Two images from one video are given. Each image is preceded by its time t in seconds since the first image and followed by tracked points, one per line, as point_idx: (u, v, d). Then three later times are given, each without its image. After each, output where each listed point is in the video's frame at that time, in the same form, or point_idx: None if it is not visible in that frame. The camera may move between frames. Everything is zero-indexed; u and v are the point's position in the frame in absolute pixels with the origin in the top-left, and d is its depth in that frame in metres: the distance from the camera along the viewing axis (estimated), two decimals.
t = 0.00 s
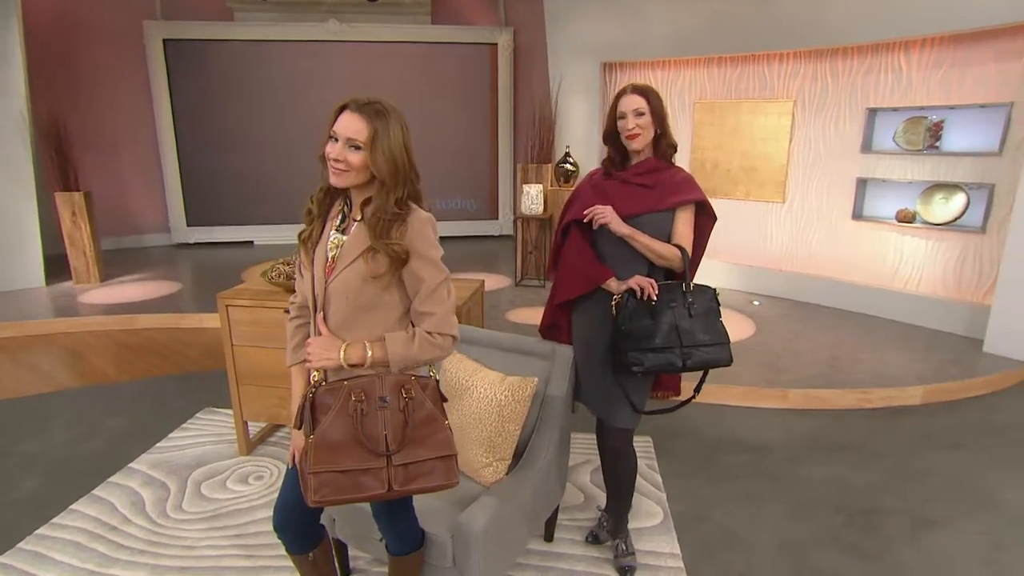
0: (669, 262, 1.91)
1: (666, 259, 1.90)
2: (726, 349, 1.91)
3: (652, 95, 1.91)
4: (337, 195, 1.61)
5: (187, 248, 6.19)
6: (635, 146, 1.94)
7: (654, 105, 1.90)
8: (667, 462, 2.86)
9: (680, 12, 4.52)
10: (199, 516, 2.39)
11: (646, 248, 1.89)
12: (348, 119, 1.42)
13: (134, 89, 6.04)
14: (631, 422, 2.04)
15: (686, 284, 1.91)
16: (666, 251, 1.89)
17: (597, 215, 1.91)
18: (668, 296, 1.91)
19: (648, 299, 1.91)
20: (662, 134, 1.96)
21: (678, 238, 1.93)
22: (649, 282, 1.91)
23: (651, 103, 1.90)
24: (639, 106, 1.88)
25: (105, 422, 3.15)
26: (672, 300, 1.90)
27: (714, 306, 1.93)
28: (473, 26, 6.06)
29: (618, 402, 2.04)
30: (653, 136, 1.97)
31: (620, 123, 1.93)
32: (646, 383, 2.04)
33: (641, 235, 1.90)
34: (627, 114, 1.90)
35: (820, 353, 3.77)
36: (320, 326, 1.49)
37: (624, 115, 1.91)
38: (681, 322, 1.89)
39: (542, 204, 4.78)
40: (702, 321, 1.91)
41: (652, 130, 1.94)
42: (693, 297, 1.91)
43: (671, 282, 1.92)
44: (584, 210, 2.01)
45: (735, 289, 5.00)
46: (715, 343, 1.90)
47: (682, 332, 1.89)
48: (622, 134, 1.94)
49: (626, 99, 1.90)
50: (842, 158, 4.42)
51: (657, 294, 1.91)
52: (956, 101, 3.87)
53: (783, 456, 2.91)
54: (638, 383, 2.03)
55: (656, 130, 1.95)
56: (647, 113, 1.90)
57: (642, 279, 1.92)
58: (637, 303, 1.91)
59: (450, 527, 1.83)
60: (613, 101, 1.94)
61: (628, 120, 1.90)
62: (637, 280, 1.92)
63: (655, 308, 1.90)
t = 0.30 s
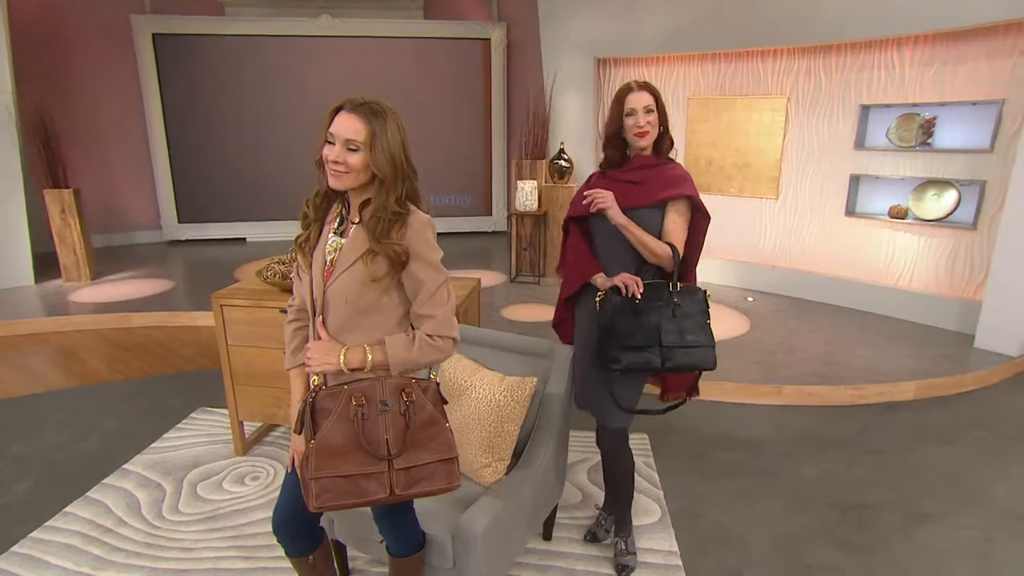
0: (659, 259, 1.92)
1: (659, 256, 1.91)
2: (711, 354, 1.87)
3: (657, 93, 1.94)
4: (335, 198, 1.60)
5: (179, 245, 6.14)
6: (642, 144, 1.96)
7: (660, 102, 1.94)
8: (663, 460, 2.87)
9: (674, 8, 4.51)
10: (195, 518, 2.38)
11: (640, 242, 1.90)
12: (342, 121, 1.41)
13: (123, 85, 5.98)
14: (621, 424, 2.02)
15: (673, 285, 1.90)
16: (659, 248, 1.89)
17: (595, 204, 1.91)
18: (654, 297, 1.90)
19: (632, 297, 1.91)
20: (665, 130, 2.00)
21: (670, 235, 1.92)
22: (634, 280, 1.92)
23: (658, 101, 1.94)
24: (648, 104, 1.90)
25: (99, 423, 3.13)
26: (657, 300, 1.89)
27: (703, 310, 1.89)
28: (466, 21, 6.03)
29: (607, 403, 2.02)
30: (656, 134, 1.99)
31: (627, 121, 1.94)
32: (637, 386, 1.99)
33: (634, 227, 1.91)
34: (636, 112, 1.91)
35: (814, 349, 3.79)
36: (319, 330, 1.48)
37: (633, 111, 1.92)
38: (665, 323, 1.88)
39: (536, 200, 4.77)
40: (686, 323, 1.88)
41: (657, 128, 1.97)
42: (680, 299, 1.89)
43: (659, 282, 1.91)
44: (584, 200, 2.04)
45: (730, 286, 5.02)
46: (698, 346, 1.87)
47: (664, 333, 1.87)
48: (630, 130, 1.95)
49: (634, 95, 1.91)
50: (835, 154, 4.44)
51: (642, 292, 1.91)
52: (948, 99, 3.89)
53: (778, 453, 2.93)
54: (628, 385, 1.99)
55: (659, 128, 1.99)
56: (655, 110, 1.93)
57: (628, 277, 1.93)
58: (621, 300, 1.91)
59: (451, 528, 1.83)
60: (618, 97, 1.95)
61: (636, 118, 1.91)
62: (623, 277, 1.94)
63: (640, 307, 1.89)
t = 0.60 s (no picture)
0: (647, 258, 1.89)
1: (648, 256, 1.89)
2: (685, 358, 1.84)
3: (662, 97, 1.94)
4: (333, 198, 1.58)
5: (170, 242, 6.09)
6: (645, 148, 1.98)
7: (664, 106, 1.94)
8: (661, 458, 2.88)
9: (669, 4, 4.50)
10: (192, 519, 2.36)
11: (626, 241, 1.89)
12: (340, 121, 1.39)
13: (112, 81, 5.91)
14: (604, 423, 1.99)
15: (658, 284, 1.87)
16: (648, 249, 1.87)
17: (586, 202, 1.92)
18: (638, 295, 1.89)
19: (615, 295, 1.91)
20: (670, 134, 2.00)
21: (663, 235, 1.90)
22: (618, 277, 1.94)
23: (662, 104, 1.94)
24: (651, 108, 1.91)
25: (93, 424, 3.10)
26: (639, 298, 1.88)
27: (687, 315, 1.85)
28: (459, 18, 6.01)
29: (593, 402, 2.00)
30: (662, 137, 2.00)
31: (630, 125, 1.95)
32: (626, 387, 1.96)
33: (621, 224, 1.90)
34: (638, 116, 1.93)
35: (810, 346, 3.81)
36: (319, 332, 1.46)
37: (636, 115, 1.93)
38: (644, 323, 1.86)
39: (532, 198, 4.76)
40: (668, 325, 1.85)
41: (661, 131, 1.97)
42: (664, 300, 1.86)
43: (644, 282, 1.89)
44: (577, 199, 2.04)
45: (724, 283, 5.04)
46: (676, 348, 1.85)
47: (641, 333, 1.87)
48: (633, 135, 1.97)
49: (639, 100, 1.92)
50: (829, 152, 4.46)
51: (625, 290, 1.91)
52: (941, 97, 3.91)
53: (775, 450, 2.95)
54: (617, 387, 1.96)
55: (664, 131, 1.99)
56: (659, 115, 1.94)
57: (614, 275, 1.95)
58: (604, 297, 1.92)
59: (452, 529, 1.82)
60: (623, 100, 1.95)
61: (639, 122, 1.93)
62: (608, 275, 1.96)
63: (621, 306, 1.89)
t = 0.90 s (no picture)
0: (641, 258, 1.89)
1: (642, 257, 1.89)
2: (674, 359, 1.84)
3: (662, 99, 1.94)
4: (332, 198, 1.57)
5: (159, 241, 6.03)
6: (644, 151, 1.98)
7: (664, 109, 1.94)
8: (657, 457, 2.88)
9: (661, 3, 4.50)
10: (186, 523, 2.34)
11: (620, 242, 1.88)
12: (339, 121, 1.37)
13: (99, 79, 5.83)
14: (598, 422, 1.98)
15: (651, 284, 1.87)
16: (642, 249, 1.87)
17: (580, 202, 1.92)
18: (630, 295, 1.89)
19: (609, 294, 1.91)
20: (671, 136, 1.99)
21: (658, 236, 1.89)
22: (610, 276, 1.93)
23: (662, 106, 1.94)
24: (650, 110, 1.92)
25: (83, 426, 3.06)
26: (633, 298, 1.88)
27: (680, 316, 1.84)
28: (451, 15, 5.99)
29: (588, 404, 2.00)
30: (661, 139, 2.00)
31: (630, 127, 1.96)
32: (619, 389, 1.95)
33: (616, 225, 1.89)
34: (638, 119, 1.93)
35: (802, 343, 3.83)
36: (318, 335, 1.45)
37: (635, 118, 1.94)
38: (637, 323, 1.86)
39: (525, 196, 4.75)
40: (660, 325, 1.84)
41: (661, 133, 1.97)
42: (657, 300, 1.86)
43: (637, 282, 1.89)
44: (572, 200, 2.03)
45: (717, 281, 5.05)
46: (667, 348, 1.84)
47: (634, 332, 1.86)
48: (632, 137, 1.98)
49: (638, 101, 1.93)
50: (821, 151, 4.48)
51: (619, 289, 1.91)
52: (931, 96, 3.94)
53: (770, 448, 2.96)
54: (610, 389, 1.95)
55: (664, 133, 1.99)
56: (658, 117, 1.94)
57: (607, 274, 1.93)
58: (598, 296, 1.92)
59: (452, 531, 1.81)
60: (624, 102, 1.96)
61: (638, 124, 1.94)
62: (601, 274, 1.94)
63: (615, 305, 1.89)
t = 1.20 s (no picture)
0: (638, 258, 1.89)
1: (639, 257, 1.89)
2: (674, 358, 1.84)
3: (663, 95, 1.93)
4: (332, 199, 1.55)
5: (147, 242, 5.97)
6: (639, 145, 1.97)
7: (663, 106, 1.93)
8: (653, 456, 2.88)
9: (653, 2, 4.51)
10: (178, 528, 2.30)
11: (616, 242, 1.88)
12: (340, 121, 1.36)
13: (84, 78, 5.75)
14: (598, 422, 1.97)
15: (650, 284, 1.87)
16: (638, 249, 1.86)
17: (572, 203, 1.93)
18: (629, 295, 1.89)
19: (609, 294, 1.91)
20: (667, 135, 1.99)
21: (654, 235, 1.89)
22: (608, 277, 1.92)
23: (661, 104, 1.94)
24: (649, 104, 1.91)
25: (72, 430, 3.01)
26: (632, 298, 1.88)
27: (680, 314, 1.84)
28: (441, 15, 5.97)
29: (588, 405, 1.99)
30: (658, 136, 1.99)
31: (628, 118, 1.96)
32: (620, 389, 1.94)
33: (611, 225, 1.89)
34: (636, 111, 1.93)
35: (795, 342, 3.85)
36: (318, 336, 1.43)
37: (634, 109, 1.93)
38: (637, 322, 1.85)
39: (517, 196, 4.74)
40: (660, 325, 1.84)
41: (658, 130, 1.96)
42: (656, 299, 1.86)
43: (637, 282, 1.89)
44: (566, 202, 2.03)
45: (708, 280, 5.07)
46: (667, 347, 1.84)
47: (633, 332, 1.86)
48: (629, 129, 1.97)
49: (639, 95, 1.92)
50: (811, 150, 4.51)
51: (619, 289, 1.91)
52: (920, 96, 3.97)
53: (765, 447, 2.97)
54: (611, 390, 1.95)
55: (662, 130, 1.98)
56: (657, 113, 1.93)
57: (607, 275, 1.93)
58: (597, 297, 1.92)
59: (451, 534, 1.80)
60: (625, 94, 1.96)
61: (636, 117, 1.93)
62: (599, 274, 1.94)
63: (614, 305, 1.89)
